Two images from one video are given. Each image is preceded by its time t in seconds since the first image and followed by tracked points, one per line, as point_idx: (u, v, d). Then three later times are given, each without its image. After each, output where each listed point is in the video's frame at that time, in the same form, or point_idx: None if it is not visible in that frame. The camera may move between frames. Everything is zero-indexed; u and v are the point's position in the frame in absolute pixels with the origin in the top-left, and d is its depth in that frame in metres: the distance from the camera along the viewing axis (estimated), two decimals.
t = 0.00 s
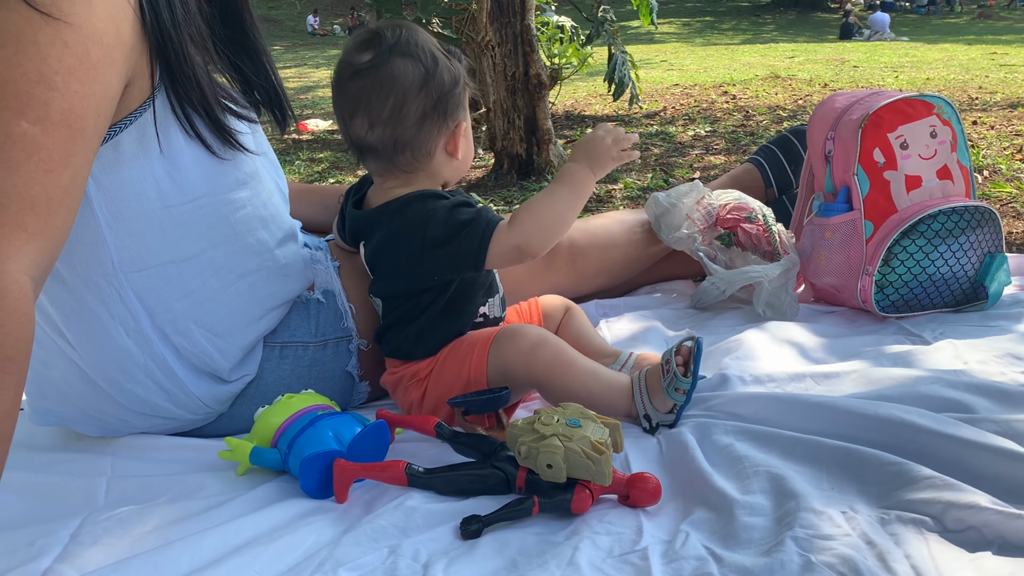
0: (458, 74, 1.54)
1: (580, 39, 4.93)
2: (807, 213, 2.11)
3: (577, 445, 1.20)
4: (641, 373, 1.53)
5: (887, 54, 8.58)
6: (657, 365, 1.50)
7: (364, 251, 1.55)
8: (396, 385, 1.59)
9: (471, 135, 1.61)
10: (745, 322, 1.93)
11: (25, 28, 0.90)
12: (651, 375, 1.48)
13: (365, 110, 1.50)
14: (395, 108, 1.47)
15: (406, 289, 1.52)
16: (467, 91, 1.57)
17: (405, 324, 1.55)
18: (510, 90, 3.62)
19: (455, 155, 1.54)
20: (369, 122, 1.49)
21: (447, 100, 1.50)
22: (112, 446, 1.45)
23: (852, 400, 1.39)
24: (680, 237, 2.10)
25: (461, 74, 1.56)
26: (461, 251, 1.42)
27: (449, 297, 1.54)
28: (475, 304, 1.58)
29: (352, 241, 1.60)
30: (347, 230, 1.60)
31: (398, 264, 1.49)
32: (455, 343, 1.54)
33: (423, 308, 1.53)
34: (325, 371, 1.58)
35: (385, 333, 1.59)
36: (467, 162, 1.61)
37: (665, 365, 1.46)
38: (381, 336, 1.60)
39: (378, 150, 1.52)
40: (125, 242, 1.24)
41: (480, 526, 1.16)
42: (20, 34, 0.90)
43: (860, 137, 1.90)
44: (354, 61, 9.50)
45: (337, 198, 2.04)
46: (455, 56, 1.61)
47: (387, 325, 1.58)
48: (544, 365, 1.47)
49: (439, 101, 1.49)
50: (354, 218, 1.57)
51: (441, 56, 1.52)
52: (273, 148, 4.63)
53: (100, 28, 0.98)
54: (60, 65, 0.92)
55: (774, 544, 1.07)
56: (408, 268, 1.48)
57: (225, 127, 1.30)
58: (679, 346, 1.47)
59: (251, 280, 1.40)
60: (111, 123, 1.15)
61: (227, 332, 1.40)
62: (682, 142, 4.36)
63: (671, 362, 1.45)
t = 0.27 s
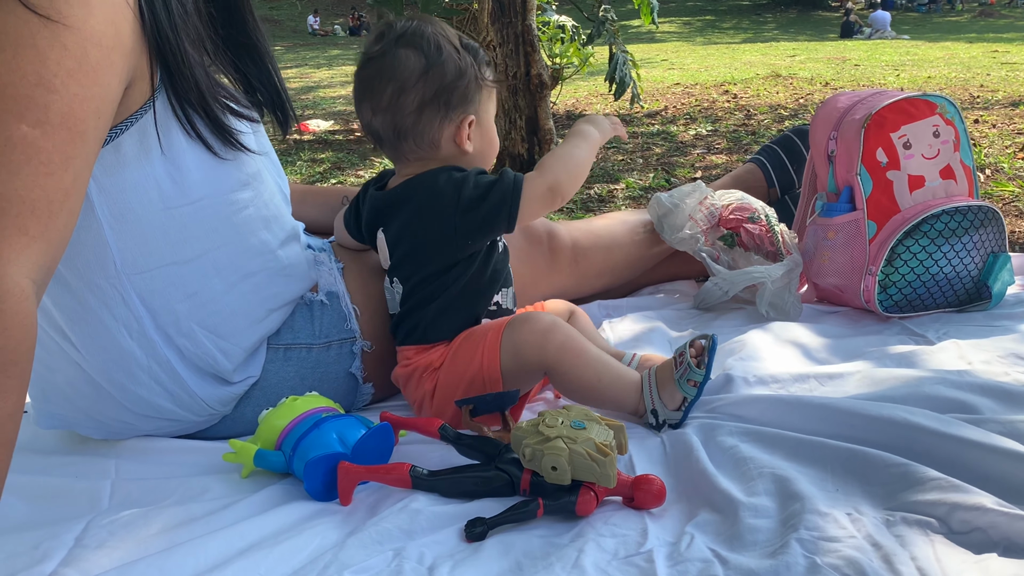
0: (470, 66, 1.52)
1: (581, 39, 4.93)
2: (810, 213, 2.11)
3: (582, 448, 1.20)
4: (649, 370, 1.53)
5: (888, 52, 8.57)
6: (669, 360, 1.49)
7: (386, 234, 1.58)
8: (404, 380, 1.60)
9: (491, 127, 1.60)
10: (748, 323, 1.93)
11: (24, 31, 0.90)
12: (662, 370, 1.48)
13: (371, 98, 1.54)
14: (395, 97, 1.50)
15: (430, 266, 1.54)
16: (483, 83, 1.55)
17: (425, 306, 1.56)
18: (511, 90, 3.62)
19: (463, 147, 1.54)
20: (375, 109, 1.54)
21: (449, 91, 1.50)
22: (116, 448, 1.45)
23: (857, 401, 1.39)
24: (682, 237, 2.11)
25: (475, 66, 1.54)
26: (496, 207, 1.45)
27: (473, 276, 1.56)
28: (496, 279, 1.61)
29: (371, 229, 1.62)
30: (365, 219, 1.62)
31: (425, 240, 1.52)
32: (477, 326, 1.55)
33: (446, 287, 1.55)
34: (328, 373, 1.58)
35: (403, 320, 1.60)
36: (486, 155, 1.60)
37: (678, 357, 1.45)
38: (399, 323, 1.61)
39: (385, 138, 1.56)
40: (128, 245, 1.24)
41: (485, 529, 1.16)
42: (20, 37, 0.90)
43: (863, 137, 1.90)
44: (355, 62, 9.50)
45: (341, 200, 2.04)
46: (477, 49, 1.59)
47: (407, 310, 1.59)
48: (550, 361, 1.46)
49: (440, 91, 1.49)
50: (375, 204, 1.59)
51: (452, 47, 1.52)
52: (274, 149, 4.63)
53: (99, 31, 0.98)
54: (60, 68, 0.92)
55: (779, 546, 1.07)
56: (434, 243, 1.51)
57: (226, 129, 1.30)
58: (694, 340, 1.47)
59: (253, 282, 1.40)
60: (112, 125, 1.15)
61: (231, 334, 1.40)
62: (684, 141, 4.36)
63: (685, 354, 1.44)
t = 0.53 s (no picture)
0: (500, 57, 1.63)
1: (580, 39, 4.93)
2: (809, 213, 2.11)
3: (581, 449, 1.20)
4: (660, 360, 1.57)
5: (887, 52, 8.57)
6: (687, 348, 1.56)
7: (423, 214, 1.63)
8: (424, 358, 1.61)
9: (515, 117, 1.69)
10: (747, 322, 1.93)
11: (24, 32, 0.90)
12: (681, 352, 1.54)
13: (403, 83, 1.64)
14: (428, 83, 1.60)
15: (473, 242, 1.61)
16: (512, 74, 1.65)
17: (466, 281, 1.62)
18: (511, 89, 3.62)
19: (487, 135, 1.63)
20: (406, 93, 1.63)
21: (480, 80, 1.60)
22: (114, 449, 1.45)
23: (856, 402, 1.38)
24: (681, 237, 2.11)
25: (506, 58, 1.64)
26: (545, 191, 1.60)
27: (509, 255, 1.66)
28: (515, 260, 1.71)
29: (399, 213, 1.67)
30: (394, 204, 1.67)
31: (470, 216, 1.59)
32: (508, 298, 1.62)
33: (487, 263, 1.62)
34: (327, 373, 1.58)
35: (435, 297, 1.63)
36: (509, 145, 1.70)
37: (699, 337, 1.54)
38: (431, 301, 1.64)
39: (414, 121, 1.65)
40: (126, 246, 1.24)
41: (483, 530, 1.16)
42: (17, 37, 0.89)
43: (863, 137, 1.89)
44: (354, 62, 9.50)
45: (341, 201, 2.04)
46: (507, 42, 1.68)
47: (442, 285, 1.63)
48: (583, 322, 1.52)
49: (472, 80, 1.59)
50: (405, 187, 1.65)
51: (484, 39, 1.62)
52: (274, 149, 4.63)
53: (97, 31, 0.97)
54: (57, 69, 0.92)
55: (779, 547, 1.07)
56: (481, 219, 1.59)
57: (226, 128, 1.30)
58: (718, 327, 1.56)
59: (251, 282, 1.40)
60: (109, 126, 1.15)
61: (230, 334, 1.39)
62: (683, 141, 4.37)
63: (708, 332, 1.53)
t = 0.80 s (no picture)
0: (521, 59, 1.67)
1: (579, 40, 4.94)
2: (807, 215, 2.11)
3: (579, 450, 1.21)
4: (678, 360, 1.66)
5: (886, 53, 8.58)
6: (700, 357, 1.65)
7: (461, 201, 1.66)
8: (469, 334, 1.63)
9: (534, 113, 1.74)
10: (745, 325, 1.93)
11: (15, 35, 0.90)
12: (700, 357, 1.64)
13: (426, 79, 1.71)
14: (448, 80, 1.67)
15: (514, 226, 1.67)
16: (532, 75, 1.70)
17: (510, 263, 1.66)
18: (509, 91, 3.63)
19: (504, 134, 1.69)
20: (428, 89, 1.71)
21: (498, 82, 1.65)
22: (114, 451, 1.46)
23: (853, 405, 1.39)
24: (680, 240, 2.11)
25: (525, 60, 1.68)
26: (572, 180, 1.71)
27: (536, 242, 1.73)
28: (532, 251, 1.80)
29: (429, 203, 1.69)
30: (423, 195, 1.70)
31: (512, 201, 1.66)
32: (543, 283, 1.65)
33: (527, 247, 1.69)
34: (327, 376, 1.59)
35: (481, 278, 1.65)
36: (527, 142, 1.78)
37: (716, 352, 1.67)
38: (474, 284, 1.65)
39: (435, 116, 1.73)
40: (121, 249, 1.24)
41: (482, 531, 1.17)
42: (10, 41, 0.90)
43: (859, 139, 1.90)
44: (354, 63, 9.51)
45: (341, 204, 2.05)
46: (529, 42, 1.72)
47: (484, 267, 1.65)
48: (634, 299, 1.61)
49: (491, 80, 1.65)
50: (433, 179, 1.69)
51: (507, 39, 1.67)
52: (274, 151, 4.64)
53: (90, 35, 0.98)
54: (50, 72, 0.93)
55: (775, 548, 1.08)
56: (521, 204, 1.66)
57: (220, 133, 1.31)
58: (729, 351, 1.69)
59: (249, 285, 1.40)
60: (102, 131, 1.16)
61: (229, 337, 1.40)
62: (682, 142, 4.37)
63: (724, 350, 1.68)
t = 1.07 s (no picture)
0: (520, 62, 1.70)
1: (577, 42, 4.94)
2: (805, 219, 2.12)
3: (576, 455, 1.20)
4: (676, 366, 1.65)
5: (884, 55, 8.59)
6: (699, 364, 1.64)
7: (466, 203, 1.67)
8: (474, 336, 1.63)
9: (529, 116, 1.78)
10: (743, 328, 1.94)
11: (14, 41, 0.90)
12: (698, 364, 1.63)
13: (430, 91, 1.69)
14: (457, 92, 1.66)
15: (520, 225, 1.69)
16: (530, 79, 1.73)
17: (518, 261, 1.68)
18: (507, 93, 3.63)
19: (510, 136, 1.71)
20: (434, 100, 1.69)
21: (505, 87, 1.67)
22: (111, 455, 1.46)
23: (850, 410, 1.39)
24: (677, 243, 2.12)
25: (524, 64, 1.72)
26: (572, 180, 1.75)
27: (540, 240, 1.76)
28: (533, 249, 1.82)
29: (434, 204, 1.69)
30: (427, 196, 1.70)
31: (518, 201, 1.68)
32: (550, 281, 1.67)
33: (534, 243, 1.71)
34: (324, 380, 1.59)
35: (492, 275, 1.66)
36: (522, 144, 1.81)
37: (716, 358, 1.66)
38: (482, 283, 1.66)
39: (440, 126, 1.71)
40: (119, 254, 1.24)
41: (479, 537, 1.17)
42: (9, 46, 0.90)
43: (857, 142, 1.90)
44: (352, 65, 9.50)
45: (339, 208, 2.05)
46: (521, 46, 1.76)
47: (494, 264, 1.66)
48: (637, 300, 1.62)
49: (498, 88, 1.67)
50: (435, 180, 1.70)
51: (505, 44, 1.69)
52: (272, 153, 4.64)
53: (88, 41, 0.98)
54: (49, 78, 0.93)
55: (772, 553, 1.08)
56: (526, 203, 1.69)
57: (216, 136, 1.31)
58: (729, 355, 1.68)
59: (246, 289, 1.40)
60: (101, 135, 1.16)
61: (227, 341, 1.40)
62: (680, 144, 4.38)
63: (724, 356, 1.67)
